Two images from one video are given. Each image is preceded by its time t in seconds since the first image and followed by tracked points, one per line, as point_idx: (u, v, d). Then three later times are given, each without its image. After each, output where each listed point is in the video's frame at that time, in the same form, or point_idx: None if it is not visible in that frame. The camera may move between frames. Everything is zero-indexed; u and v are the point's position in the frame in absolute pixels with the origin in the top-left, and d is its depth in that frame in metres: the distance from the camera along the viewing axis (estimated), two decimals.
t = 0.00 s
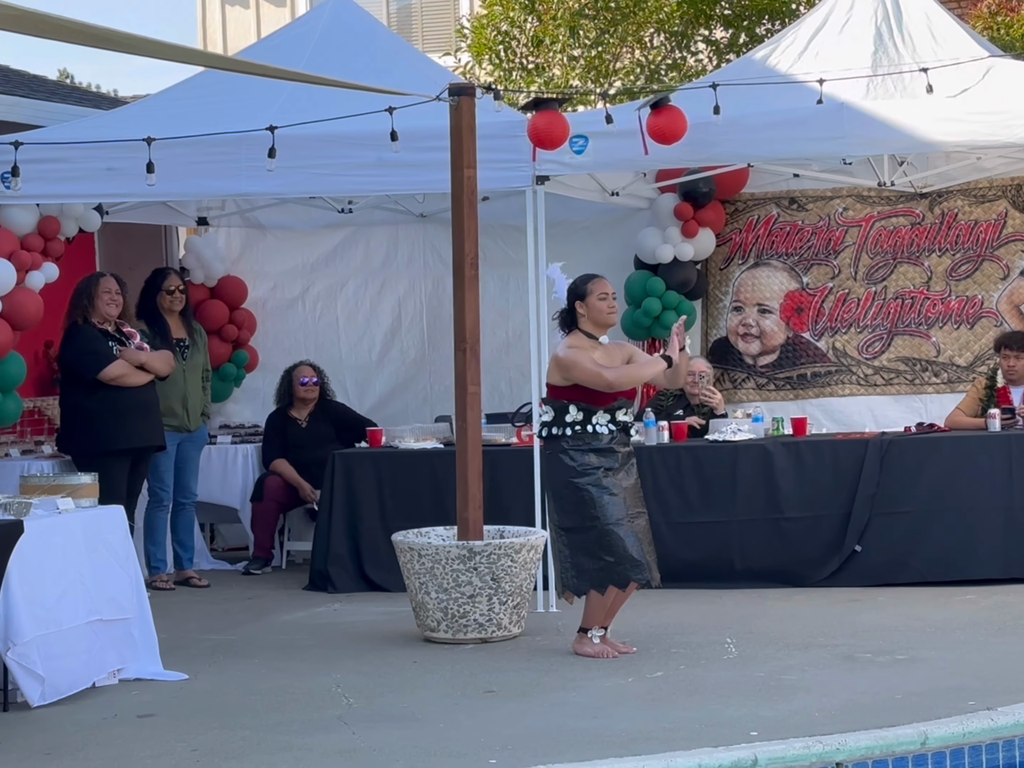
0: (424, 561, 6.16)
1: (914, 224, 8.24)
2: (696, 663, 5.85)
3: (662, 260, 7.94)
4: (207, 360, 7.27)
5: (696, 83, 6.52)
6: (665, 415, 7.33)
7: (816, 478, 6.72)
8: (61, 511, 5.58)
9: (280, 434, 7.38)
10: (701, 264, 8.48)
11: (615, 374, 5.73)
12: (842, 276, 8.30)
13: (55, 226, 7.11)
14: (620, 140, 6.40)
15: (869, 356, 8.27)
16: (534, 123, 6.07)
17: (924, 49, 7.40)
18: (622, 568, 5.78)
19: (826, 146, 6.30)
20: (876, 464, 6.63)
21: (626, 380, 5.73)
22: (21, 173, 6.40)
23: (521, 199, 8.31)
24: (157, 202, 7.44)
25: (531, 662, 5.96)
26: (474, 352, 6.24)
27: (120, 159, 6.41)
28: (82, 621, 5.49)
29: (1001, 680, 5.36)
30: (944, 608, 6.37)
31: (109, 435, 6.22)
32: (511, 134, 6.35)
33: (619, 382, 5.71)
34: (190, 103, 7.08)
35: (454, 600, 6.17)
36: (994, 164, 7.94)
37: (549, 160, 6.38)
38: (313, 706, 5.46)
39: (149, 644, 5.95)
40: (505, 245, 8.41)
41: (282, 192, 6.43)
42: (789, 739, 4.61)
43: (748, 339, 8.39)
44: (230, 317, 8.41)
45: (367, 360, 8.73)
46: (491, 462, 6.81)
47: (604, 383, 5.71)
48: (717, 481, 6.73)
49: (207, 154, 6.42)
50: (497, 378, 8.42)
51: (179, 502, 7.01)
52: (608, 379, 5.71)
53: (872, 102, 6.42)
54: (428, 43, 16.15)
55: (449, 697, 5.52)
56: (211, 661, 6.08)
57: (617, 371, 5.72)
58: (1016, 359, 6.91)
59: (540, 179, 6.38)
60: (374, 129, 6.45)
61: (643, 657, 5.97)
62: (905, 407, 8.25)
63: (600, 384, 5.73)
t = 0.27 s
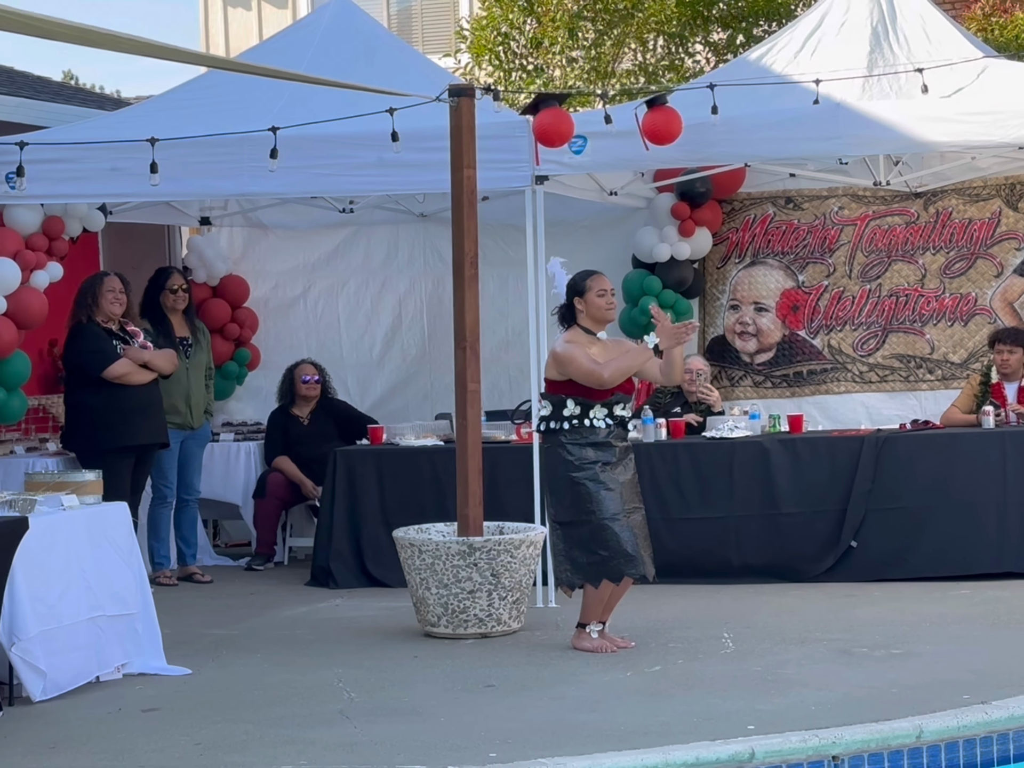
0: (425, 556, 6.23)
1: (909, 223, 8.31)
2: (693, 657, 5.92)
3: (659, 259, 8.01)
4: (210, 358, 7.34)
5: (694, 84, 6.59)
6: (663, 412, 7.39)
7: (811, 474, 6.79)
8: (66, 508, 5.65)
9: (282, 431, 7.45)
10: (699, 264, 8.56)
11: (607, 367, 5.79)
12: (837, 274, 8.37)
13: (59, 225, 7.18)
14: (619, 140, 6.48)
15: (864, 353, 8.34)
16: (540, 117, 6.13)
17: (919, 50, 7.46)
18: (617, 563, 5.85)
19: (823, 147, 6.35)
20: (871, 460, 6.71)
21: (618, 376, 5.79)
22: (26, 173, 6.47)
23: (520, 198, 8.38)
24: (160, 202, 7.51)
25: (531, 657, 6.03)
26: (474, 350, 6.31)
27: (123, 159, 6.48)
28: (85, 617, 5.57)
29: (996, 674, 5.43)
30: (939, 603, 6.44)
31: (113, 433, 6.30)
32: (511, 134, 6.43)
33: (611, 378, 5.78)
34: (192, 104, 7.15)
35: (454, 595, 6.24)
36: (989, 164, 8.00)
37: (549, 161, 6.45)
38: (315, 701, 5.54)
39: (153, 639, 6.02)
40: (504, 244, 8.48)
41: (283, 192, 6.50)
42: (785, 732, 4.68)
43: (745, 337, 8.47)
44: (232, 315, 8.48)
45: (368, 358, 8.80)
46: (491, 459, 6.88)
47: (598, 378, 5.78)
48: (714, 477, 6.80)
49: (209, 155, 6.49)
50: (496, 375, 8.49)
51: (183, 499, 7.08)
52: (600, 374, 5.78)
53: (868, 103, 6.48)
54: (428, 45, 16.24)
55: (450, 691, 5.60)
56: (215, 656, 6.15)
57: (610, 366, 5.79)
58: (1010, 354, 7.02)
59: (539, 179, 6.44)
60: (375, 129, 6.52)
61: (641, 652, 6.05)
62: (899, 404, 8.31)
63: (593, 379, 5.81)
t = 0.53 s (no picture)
0: (423, 550, 6.31)
1: (901, 221, 8.38)
2: (689, 651, 6.00)
3: (654, 257, 8.08)
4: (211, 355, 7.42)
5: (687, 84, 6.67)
6: (659, 408, 7.47)
7: (805, 469, 6.87)
8: (69, 503, 5.73)
9: (283, 427, 7.53)
10: (694, 262, 8.67)
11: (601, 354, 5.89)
12: (830, 272, 8.45)
13: (62, 225, 7.26)
14: (613, 139, 6.57)
15: (857, 350, 8.42)
16: (541, 116, 6.20)
17: (912, 51, 7.54)
18: (611, 557, 5.94)
19: (816, 146, 6.45)
20: (864, 455, 6.79)
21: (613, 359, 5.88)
22: (29, 173, 6.55)
23: (518, 197, 8.45)
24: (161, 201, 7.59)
25: (529, 650, 6.12)
26: (472, 348, 6.39)
27: (125, 159, 6.56)
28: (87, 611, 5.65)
29: (987, 667, 5.51)
30: (932, 597, 6.52)
31: (115, 430, 6.38)
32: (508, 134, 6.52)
33: (605, 361, 5.86)
34: (193, 104, 7.23)
35: (453, 589, 6.33)
36: (980, 163, 8.07)
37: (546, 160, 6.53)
38: (316, 694, 5.62)
39: (156, 632, 6.10)
40: (502, 243, 8.56)
41: (284, 191, 6.57)
42: (779, 725, 4.76)
43: (739, 335, 8.56)
44: (233, 313, 8.56)
45: (367, 356, 8.88)
46: (490, 455, 6.96)
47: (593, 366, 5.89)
48: (709, 472, 6.88)
49: (210, 155, 6.57)
50: (494, 372, 8.56)
51: (185, 495, 7.16)
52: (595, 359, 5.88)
53: (861, 103, 6.56)
54: (427, 46, 16.34)
55: (448, 685, 5.68)
56: (216, 650, 6.23)
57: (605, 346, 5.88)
58: (1006, 346, 7.11)
59: (536, 179, 6.52)
60: (374, 129, 6.60)
61: (637, 645, 6.13)
62: (891, 400, 8.39)
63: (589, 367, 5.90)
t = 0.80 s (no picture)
0: (421, 543, 6.38)
1: (894, 217, 8.45)
2: (683, 643, 6.07)
3: (649, 253, 8.14)
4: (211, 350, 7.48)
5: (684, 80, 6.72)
6: (654, 403, 7.53)
7: (799, 463, 6.94)
8: (70, 497, 5.79)
9: (281, 422, 7.59)
10: (689, 258, 8.75)
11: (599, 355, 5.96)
12: (823, 268, 8.52)
13: (63, 221, 7.32)
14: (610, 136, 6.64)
15: (850, 345, 8.49)
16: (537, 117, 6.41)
17: (904, 48, 7.61)
18: (607, 550, 6.01)
19: (809, 143, 6.52)
20: (857, 450, 6.86)
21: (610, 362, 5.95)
22: (30, 170, 6.61)
23: (515, 193, 8.52)
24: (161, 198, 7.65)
25: (525, 643, 6.19)
26: (469, 343, 6.46)
27: (125, 156, 6.63)
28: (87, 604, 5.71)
29: (978, 658, 5.58)
30: (924, 589, 6.59)
31: (116, 424, 6.44)
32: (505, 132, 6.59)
33: (602, 364, 5.94)
34: (193, 101, 7.29)
35: (450, 582, 6.39)
36: (972, 159, 8.14)
37: (542, 157, 6.61)
38: (314, 686, 5.69)
39: (156, 625, 6.16)
40: (498, 239, 8.62)
41: (282, 188, 6.64)
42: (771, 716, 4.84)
43: (734, 330, 8.62)
44: (232, 309, 8.62)
45: (365, 351, 8.94)
46: (487, 450, 7.02)
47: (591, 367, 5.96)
48: (704, 466, 6.95)
49: (209, 152, 6.63)
50: (491, 367, 8.63)
51: (185, 489, 7.22)
52: (591, 361, 5.94)
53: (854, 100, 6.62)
54: (424, 45, 16.41)
55: (446, 676, 5.75)
56: (216, 642, 6.30)
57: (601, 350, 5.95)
58: (1001, 339, 7.17)
59: (532, 175, 6.62)
60: (371, 127, 6.67)
61: (632, 637, 6.20)
62: (884, 395, 8.45)
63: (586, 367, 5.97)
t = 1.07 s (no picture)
0: (416, 534, 6.41)
1: (887, 210, 8.47)
2: (677, 633, 6.11)
3: (644, 246, 8.17)
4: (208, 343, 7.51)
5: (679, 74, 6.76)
6: (648, 395, 7.56)
7: (792, 454, 6.97)
8: (67, 488, 5.81)
9: (277, 414, 7.62)
10: (683, 250, 8.77)
11: (596, 351, 5.99)
12: (817, 260, 8.55)
13: (60, 214, 7.35)
14: (605, 129, 6.66)
15: (843, 337, 8.53)
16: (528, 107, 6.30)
17: (897, 42, 7.64)
18: (602, 540, 6.05)
19: (803, 136, 6.53)
20: (850, 441, 6.90)
21: (607, 358, 5.98)
22: (26, 163, 6.63)
23: (510, 186, 8.55)
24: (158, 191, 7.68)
25: (520, 633, 6.23)
26: (464, 335, 6.49)
27: (122, 149, 6.65)
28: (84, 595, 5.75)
29: (970, 648, 5.63)
30: (917, 579, 6.64)
31: (112, 416, 6.47)
32: (500, 125, 6.62)
33: (600, 361, 5.97)
34: (189, 95, 7.32)
35: (445, 573, 6.43)
36: (964, 152, 8.17)
37: (536, 150, 6.66)
38: (310, 676, 5.73)
39: (152, 615, 6.20)
40: (493, 232, 8.63)
41: (277, 181, 6.66)
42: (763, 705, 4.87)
43: (728, 322, 8.67)
44: (229, 302, 8.65)
45: (361, 343, 8.97)
46: (481, 441, 7.06)
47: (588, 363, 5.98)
48: (697, 458, 6.98)
49: (205, 145, 6.66)
50: (486, 359, 8.66)
51: (181, 480, 7.26)
52: (588, 357, 5.97)
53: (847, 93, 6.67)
54: (420, 39, 16.44)
55: (440, 667, 5.79)
56: (212, 632, 6.34)
57: (599, 347, 5.98)
58: (995, 332, 7.25)
59: (527, 168, 6.66)
60: (367, 120, 6.70)
61: (627, 628, 6.24)
62: (878, 387, 8.49)
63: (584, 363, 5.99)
